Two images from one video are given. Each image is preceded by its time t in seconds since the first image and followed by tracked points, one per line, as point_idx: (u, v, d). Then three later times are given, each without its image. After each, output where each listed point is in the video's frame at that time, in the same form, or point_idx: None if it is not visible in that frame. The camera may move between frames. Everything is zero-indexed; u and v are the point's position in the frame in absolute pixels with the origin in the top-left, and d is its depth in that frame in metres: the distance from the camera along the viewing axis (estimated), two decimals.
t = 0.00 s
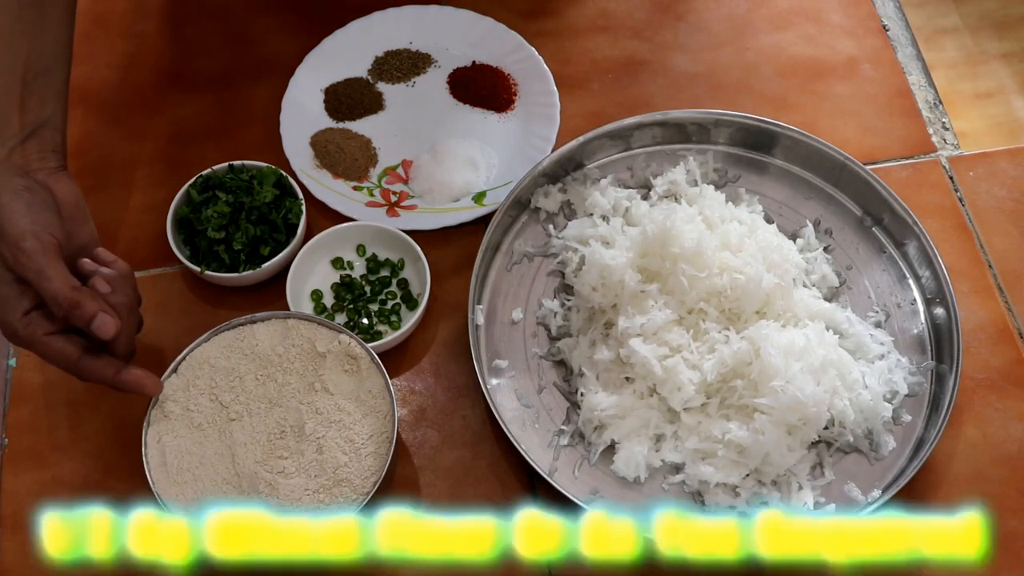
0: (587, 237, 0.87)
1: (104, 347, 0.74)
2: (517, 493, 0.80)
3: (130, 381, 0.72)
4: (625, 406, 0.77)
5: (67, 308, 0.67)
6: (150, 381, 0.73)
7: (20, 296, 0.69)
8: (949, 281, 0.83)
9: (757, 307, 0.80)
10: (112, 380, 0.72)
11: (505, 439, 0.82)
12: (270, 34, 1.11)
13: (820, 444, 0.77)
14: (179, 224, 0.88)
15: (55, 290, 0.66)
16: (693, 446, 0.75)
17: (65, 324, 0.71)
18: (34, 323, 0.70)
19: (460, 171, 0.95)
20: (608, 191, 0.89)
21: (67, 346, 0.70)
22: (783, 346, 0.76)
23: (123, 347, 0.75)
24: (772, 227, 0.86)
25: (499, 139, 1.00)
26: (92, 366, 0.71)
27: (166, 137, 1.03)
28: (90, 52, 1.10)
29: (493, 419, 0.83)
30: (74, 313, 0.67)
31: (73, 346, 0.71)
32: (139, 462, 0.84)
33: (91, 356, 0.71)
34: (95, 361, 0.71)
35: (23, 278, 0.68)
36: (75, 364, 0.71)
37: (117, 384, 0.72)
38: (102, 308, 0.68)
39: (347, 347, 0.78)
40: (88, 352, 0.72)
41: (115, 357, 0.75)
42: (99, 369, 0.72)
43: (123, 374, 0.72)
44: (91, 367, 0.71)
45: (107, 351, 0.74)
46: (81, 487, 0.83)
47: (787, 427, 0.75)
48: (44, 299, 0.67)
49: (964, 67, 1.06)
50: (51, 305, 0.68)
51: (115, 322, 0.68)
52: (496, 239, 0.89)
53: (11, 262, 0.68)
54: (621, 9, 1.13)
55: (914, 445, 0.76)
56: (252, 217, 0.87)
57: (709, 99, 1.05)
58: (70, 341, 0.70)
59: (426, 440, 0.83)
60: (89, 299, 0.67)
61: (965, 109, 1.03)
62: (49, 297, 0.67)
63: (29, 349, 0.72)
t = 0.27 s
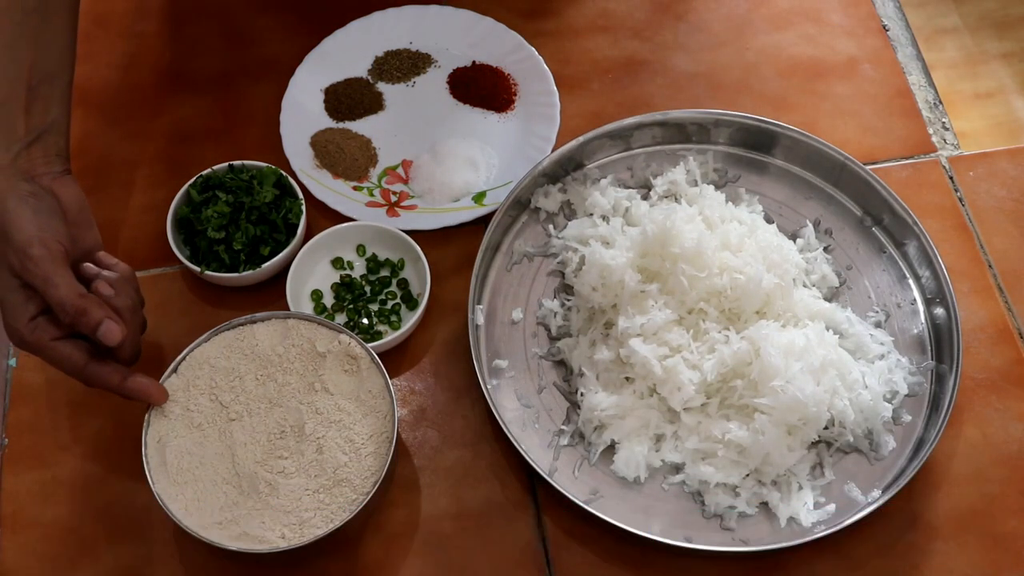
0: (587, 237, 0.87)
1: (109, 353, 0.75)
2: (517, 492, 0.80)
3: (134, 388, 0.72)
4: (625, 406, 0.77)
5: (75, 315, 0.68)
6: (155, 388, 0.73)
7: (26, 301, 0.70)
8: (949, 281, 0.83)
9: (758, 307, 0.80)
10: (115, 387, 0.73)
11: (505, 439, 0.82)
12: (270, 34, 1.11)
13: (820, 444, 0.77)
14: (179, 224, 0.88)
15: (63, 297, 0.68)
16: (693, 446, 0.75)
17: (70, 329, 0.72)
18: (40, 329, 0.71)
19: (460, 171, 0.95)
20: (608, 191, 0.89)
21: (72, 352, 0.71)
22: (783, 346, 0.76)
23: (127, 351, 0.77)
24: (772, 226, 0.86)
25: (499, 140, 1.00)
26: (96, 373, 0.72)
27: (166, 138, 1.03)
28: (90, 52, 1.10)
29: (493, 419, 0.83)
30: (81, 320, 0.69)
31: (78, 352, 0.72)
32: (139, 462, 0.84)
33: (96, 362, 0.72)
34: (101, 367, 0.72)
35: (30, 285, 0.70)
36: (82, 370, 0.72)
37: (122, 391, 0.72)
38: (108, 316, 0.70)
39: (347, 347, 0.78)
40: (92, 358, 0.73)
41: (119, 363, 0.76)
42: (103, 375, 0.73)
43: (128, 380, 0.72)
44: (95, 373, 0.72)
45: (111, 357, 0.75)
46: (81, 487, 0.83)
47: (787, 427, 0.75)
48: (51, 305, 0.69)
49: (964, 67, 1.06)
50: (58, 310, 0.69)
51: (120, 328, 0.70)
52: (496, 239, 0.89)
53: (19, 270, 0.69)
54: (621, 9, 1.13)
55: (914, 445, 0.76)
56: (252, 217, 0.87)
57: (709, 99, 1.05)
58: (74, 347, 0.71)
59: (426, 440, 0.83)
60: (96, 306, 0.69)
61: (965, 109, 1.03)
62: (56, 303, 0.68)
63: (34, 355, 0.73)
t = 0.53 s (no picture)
0: (587, 237, 0.87)
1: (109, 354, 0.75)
2: (517, 492, 0.80)
3: (134, 388, 0.72)
4: (625, 406, 0.77)
5: (76, 318, 0.68)
6: (155, 388, 0.74)
7: (26, 304, 0.70)
8: (949, 281, 0.83)
9: (758, 307, 0.80)
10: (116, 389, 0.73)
11: (505, 439, 0.82)
12: (270, 34, 1.11)
13: (820, 444, 0.77)
14: (179, 224, 0.88)
15: (64, 299, 0.68)
16: (693, 446, 0.75)
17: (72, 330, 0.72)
18: (42, 330, 0.71)
19: (460, 171, 0.95)
20: (608, 191, 0.89)
21: (73, 353, 0.71)
22: (783, 346, 0.76)
23: (127, 352, 0.77)
24: (772, 227, 0.86)
25: (499, 140, 1.00)
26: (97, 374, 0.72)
27: (166, 138, 1.03)
28: (90, 52, 1.10)
29: (493, 419, 0.83)
30: (83, 322, 0.69)
31: (79, 353, 0.72)
32: (139, 462, 0.84)
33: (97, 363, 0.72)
34: (102, 368, 0.72)
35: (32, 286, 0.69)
36: (82, 370, 0.72)
37: (122, 392, 0.73)
38: (109, 319, 0.70)
39: (347, 347, 0.78)
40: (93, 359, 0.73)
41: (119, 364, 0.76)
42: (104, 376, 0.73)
43: (128, 381, 0.72)
44: (96, 373, 0.72)
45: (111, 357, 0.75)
46: (81, 487, 0.83)
47: (787, 427, 0.75)
48: (52, 307, 0.69)
49: (964, 67, 1.06)
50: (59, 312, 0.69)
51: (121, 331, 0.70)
52: (496, 239, 0.89)
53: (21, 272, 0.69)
54: (621, 8, 1.13)
55: (914, 446, 0.76)
56: (252, 217, 0.87)
57: (709, 99, 1.05)
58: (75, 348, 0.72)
59: (426, 440, 0.83)
60: (98, 309, 0.69)
61: (965, 109, 1.03)
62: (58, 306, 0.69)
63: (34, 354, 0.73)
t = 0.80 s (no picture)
0: (587, 237, 0.86)
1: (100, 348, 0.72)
2: (517, 492, 0.80)
3: (123, 384, 0.70)
4: (625, 406, 0.77)
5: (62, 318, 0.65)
6: (143, 385, 0.71)
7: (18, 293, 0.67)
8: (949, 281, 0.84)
9: (758, 307, 0.80)
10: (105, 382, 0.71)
11: (505, 439, 0.82)
12: (270, 34, 1.11)
13: (820, 444, 0.77)
14: (179, 224, 0.88)
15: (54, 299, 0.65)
16: (692, 446, 0.75)
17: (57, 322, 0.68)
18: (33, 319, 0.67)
19: (460, 171, 0.95)
20: (608, 191, 0.89)
21: (59, 348, 0.68)
22: (783, 346, 0.76)
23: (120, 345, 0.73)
24: (773, 226, 0.86)
25: (499, 140, 1.00)
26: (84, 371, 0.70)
27: (166, 137, 1.03)
28: (90, 52, 1.10)
29: (493, 419, 0.83)
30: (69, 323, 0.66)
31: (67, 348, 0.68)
32: (139, 462, 0.84)
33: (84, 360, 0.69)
34: (88, 365, 0.69)
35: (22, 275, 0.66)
36: (69, 366, 0.69)
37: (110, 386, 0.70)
38: (96, 325, 0.67)
39: (347, 347, 0.78)
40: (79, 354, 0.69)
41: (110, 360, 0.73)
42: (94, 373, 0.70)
43: (118, 376, 0.70)
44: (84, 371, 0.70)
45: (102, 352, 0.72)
46: (81, 487, 0.83)
47: (787, 427, 0.75)
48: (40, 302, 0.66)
49: (964, 67, 1.06)
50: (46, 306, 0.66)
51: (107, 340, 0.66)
52: (496, 239, 0.89)
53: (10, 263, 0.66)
54: (622, 9, 1.13)
55: (914, 446, 0.76)
56: (252, 217, 0.87)
57: (709, 99, 1.06)
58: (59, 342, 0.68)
59: (426, 440, 0.83)
60: (85, 315, 0.66)
61: (965, 109, 1.03)
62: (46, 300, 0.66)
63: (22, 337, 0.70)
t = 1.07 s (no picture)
0: (587, 236, 0.86)
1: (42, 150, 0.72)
2: (517, 492, 0.80)
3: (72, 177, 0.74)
4: (625, 407, 0.77)
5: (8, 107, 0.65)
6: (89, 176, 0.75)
7: None
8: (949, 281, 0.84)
9: (758, 307, 0.80)
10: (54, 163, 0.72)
11: (505, 439, 0.82)
12: (270, 34, 1.11)
13: (820, 444, 0.77)
14: (179, 224, 0.88)
15: None
16: (693, 446, 0.75)
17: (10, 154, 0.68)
18: None
19: (460, 171, 0.95)
20: (608, 191, 0.89)
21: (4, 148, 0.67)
22: (783, 346, 0.76)
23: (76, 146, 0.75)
24: (773, 226, 0.86)
25: (499, 140, 1.00)
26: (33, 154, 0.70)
27: (166, 137, 1.03)
28: (91, 52, 1.10)
29: (493, 419, 0.83)
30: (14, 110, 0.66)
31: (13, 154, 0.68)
32: (139, 462, 0.84)
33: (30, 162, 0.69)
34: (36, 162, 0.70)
35: None
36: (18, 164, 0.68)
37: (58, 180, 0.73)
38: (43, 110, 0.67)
39: (347, 347, 0.78)
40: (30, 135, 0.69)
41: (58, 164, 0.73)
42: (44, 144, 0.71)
43: (65, 169, 0.73)
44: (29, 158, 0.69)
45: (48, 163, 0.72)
46: (81, 487, 0.83)
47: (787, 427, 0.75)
48: None
49: (964, 67, 1.06)
50: None
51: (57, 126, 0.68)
52: (496, 239, 0.89)
53: None
54: (622, 9, 1.13)
55: (914, 446, 0.76)
56: (252, 217, 0.87)
57: (709, 99, 1.06)
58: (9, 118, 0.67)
59: (426, 440, 0.83)
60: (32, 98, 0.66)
61: (965, 109, 1.03)
62: None
63: None
